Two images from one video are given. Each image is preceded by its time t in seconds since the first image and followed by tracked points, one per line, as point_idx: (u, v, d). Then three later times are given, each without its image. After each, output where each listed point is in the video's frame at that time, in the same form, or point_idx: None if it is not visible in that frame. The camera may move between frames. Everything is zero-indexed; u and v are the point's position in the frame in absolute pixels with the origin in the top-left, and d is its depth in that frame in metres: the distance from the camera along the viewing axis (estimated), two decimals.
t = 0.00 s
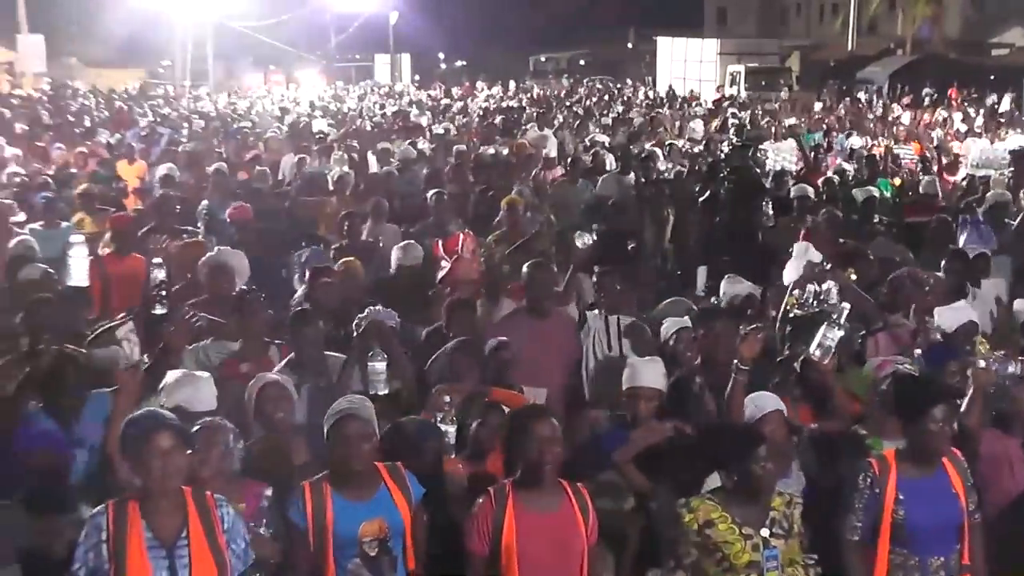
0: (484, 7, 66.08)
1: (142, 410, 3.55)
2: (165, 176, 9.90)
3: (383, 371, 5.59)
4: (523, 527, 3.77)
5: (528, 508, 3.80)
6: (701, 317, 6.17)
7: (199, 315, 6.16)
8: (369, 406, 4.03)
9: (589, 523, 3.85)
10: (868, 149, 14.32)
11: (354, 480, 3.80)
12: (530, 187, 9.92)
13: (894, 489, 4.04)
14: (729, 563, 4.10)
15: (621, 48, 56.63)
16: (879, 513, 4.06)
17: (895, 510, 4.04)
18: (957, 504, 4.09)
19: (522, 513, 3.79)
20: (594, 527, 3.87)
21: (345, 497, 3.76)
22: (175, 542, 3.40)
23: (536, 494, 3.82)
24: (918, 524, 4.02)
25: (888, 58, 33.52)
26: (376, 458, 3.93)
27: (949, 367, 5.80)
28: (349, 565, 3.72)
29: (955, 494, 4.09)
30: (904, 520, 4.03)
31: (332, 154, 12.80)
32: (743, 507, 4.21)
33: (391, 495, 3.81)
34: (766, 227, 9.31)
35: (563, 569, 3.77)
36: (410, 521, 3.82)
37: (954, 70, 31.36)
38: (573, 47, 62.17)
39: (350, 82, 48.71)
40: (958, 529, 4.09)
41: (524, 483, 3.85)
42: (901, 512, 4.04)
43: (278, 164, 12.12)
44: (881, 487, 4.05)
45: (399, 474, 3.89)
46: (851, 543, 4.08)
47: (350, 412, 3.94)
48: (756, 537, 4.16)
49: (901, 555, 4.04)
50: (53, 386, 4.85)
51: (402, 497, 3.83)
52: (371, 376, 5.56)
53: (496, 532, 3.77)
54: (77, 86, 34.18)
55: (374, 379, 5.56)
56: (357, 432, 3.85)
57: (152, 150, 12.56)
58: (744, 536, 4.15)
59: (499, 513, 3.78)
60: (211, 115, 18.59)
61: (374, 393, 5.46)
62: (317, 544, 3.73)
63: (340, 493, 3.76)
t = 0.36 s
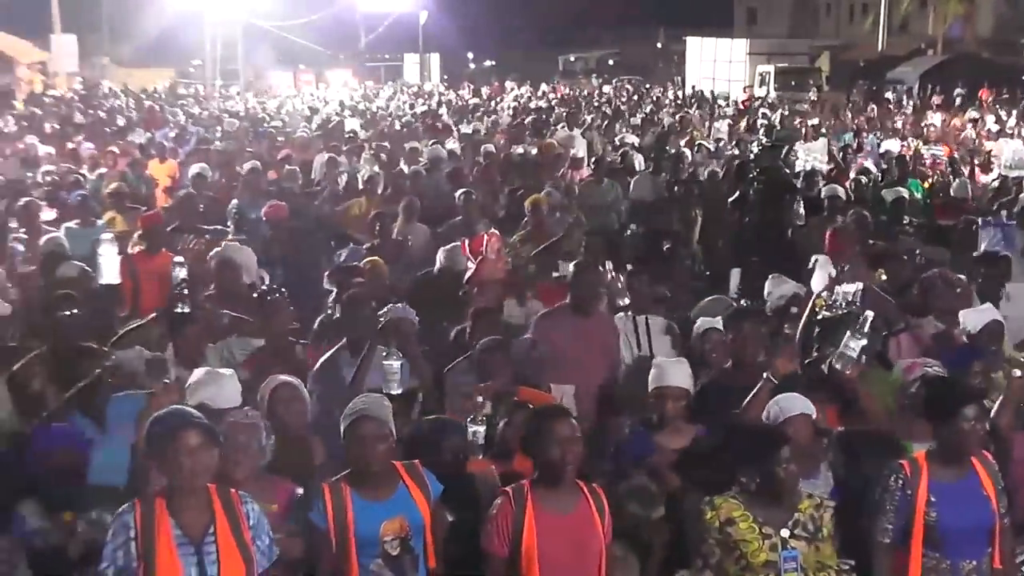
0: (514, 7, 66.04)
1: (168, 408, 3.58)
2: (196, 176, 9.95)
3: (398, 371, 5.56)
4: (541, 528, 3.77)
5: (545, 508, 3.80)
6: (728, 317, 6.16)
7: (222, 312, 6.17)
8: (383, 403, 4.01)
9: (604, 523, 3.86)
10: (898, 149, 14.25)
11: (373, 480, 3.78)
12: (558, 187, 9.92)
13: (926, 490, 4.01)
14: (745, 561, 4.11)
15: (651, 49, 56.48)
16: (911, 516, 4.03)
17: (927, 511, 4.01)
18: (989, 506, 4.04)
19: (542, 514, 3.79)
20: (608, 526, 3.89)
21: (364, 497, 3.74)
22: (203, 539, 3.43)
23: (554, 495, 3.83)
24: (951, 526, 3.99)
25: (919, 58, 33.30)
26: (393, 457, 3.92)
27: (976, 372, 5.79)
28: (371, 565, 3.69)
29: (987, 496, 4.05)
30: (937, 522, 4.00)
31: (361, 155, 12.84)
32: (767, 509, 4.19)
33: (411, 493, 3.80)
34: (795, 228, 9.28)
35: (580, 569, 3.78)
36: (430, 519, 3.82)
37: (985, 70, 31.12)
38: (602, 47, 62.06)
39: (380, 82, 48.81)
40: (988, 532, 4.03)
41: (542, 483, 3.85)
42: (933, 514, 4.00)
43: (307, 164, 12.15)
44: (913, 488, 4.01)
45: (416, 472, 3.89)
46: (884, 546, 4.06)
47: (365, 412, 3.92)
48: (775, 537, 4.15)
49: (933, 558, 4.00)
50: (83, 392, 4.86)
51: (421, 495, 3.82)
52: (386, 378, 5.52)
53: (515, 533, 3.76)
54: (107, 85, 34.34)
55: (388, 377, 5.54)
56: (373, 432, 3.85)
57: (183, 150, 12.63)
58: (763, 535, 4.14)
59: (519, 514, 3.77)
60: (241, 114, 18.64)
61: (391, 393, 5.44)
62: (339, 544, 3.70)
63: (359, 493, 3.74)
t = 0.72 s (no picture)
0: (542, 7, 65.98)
1: (205, 405, 3.59)
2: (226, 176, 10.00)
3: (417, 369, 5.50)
4: (574, 526, 3.76)
5: (575, 506, 3.79)
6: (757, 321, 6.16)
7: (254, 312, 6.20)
8: (406, 400, 3.98)
9: (637, 520, 3.87)
10: (929, 150, 14.19)
11: (396, 479, 3.79)
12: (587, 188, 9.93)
13: (955, 493, 4.00)
14: (775, 563, 4.10)
15: (680, 49, 56.35)
16: (939, 517, 4.02)
17: (956, 513, 3.99)
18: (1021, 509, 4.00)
19: (574, 512, 3.78)
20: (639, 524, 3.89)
21: (387, 497, 3.75)
22: (232, 537, 3.45)
23: (587, 494, 3.82)
24: (981, 527, 3.96)
25: (950, 58, 33.10)
26: (417, 456, 3.92)
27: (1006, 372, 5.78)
28: (392, 565, 3.70)
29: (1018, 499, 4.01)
30: (966, 523, 3.98)
31: (392, 155, 12.86)
32: (796, 511, 4.20)
33: (434, 494, 3.80)
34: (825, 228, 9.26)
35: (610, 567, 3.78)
36: (453, 520, 3.82)
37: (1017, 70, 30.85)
38: (631, 48, 61.92)
39: (409, 81, 48.84)
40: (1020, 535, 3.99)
41: (572, 482, 3.84)
42: (962, 516, 3.98)
43: (338, 164, 12.19)
44: (942, 489, 4.01)
45: (439, 472, 3.89)
46: (913, 549, 4.05)
47: (387, 412, 3.89)
48: (805, 539, 4.15)
49: (962, 560, 3.98)
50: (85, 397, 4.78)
51: (445, 495, 3.83)
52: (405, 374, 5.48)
53: (547, 533, 3.75)
54: (138, 84, 34.50)
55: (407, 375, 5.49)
56: (397, 432, 3.84)
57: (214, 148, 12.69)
58: (793, 537, 4.14)
59: (550, 514, 3.76)
60: (272, 114, 18.71)
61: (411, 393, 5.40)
62: (361, 543, 3.71)
63: (382, 492, 3.75)
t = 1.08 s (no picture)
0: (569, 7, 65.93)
1: (234, 403, 3.61)
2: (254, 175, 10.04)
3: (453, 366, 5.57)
4: (614, 520, 3.77)
5: (613, 502, 3.79)
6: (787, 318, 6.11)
7: (284, 312, 6.22)
8: (429, 399, 4.01)
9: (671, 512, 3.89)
10: (959, 150, 14.12)
11: (419, 478, 3.80)
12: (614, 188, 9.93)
13: (983, 495, 3.97)
14: (805, 566, 4.10)
15: (708, 49, 56.21)
16: (967, 519, 3.98)
17: (984, 515, 3.98)
18: None
19: (612, 508, 3.78)
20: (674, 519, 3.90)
21: (411, 495, 3.76)
22: (261, 535, 3.46)
23: (621, 489, 3.82)
24: (1007, 531, 3.98)
25: (980, 58, 32.91)
26: (440, 454, 3.93)
27: None
28: (416, 563, 3.70)
29: None
30: (994, 526, 3.98)
31: (420, 155, 12.88)
32: (825, 514, 4.18)
33: (458, 492, 3.81)
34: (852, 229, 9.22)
35: (651, 561, 3.78)
36: (477, 518, 3.83)
37: None
38: (658, 48, 61.82)
39: (437, 81, 48.89)
40: None
41: (604, 480, 3.85)
42: (990, 518, 3.98)
43: (366, 165, 12.22)
44: (969, 492, 3.97)
45: (463, 470, 3.89)
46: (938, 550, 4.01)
47: (412, 411, 3.93)
48: (834, 542, 4.13)
49: (991, 564, 3.95)
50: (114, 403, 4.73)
51: (468, 494, 3.83)
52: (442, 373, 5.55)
53: (586, 531, 3.75)
54: (167, 84, 34.65)
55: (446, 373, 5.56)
56: (420, 431, 3.87)
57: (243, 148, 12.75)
58: (822, 539, 4.13)
59: (584, 512, 3.77)
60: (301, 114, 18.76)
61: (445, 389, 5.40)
62: (385, 543, 3.72)
63: (406, 491, 3.76)
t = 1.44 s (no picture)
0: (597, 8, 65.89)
1: (264, 402, 3.64)
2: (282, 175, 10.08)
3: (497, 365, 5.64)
4: (648, 521, 3.78)
5: (647, 502, 3.81)
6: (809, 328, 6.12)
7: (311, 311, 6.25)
8: (451, 399, 3.99)
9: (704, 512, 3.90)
10: (988, 151, 14.05)
11: (443, 477, 3.80)
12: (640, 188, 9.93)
13: (1011, 498, 3.95)
14: (833, 567, 4.09)
15: (736, 49, 56.06)
16: (993, 522, 3.97)
17: (1011, 519, 3.95)
18: None
19: (647, 509, 3.80)
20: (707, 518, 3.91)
21: (435, 495, 3.77)
22: (290, 533, 3.47)
23: (655, 489, 3.83)
24: None
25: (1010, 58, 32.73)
26: (463, 453, 3.93)
27: None
28: (442, 562, 3.71)
29: None
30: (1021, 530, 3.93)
31: (447, 155, 12.90)
32: (853, 515, 4.18)
33: (481, 492, 3.82)
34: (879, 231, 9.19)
35: (689, 559, 3.81)
36: (500, 517, 3.84)
37: None
38: (685, 48, 61.71)
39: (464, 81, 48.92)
40: None
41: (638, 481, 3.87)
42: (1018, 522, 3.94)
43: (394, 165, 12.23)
44: (997, 494, 3.96)
45: (485, 469, 3.89)
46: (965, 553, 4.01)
47: (434, 412, 3.91)
48: (862, 544, 4.14)
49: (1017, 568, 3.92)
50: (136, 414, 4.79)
51: (491, 493, 3.84)
52: (485, 372, 5.60)
53: (622, 532, 3.77)
54: (197, 84, 34.81)
55: (490, 372, 5.61)
56: (444, 431, 3.86)
57: (273, 148, 12.79)
58: (850, 541, 4.13)
59: (623, 512, 3.79)
60: (330, 114, 18.79)
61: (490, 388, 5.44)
62: (410, 544, 3.72)
63: (430, 491, 3.76)
